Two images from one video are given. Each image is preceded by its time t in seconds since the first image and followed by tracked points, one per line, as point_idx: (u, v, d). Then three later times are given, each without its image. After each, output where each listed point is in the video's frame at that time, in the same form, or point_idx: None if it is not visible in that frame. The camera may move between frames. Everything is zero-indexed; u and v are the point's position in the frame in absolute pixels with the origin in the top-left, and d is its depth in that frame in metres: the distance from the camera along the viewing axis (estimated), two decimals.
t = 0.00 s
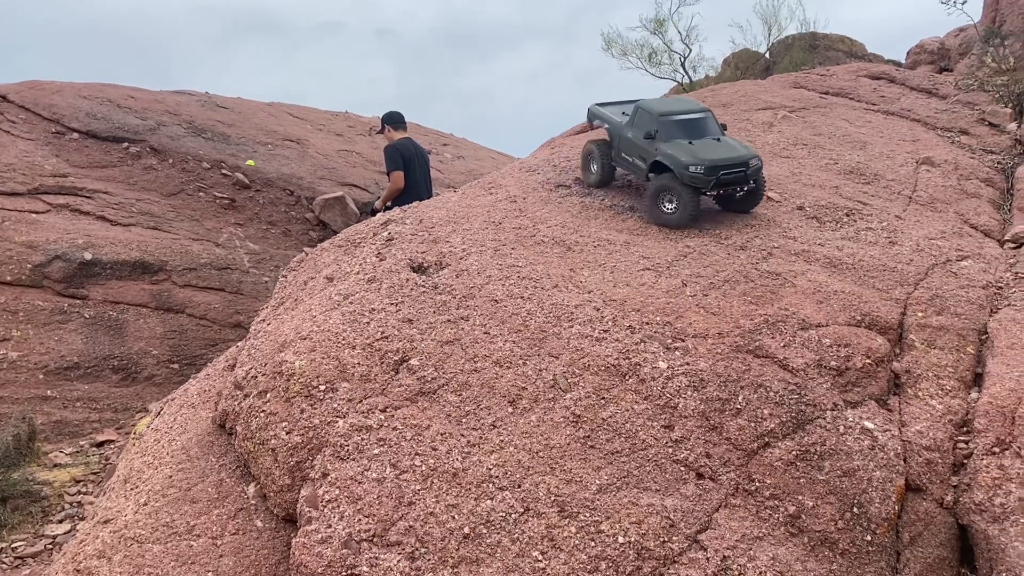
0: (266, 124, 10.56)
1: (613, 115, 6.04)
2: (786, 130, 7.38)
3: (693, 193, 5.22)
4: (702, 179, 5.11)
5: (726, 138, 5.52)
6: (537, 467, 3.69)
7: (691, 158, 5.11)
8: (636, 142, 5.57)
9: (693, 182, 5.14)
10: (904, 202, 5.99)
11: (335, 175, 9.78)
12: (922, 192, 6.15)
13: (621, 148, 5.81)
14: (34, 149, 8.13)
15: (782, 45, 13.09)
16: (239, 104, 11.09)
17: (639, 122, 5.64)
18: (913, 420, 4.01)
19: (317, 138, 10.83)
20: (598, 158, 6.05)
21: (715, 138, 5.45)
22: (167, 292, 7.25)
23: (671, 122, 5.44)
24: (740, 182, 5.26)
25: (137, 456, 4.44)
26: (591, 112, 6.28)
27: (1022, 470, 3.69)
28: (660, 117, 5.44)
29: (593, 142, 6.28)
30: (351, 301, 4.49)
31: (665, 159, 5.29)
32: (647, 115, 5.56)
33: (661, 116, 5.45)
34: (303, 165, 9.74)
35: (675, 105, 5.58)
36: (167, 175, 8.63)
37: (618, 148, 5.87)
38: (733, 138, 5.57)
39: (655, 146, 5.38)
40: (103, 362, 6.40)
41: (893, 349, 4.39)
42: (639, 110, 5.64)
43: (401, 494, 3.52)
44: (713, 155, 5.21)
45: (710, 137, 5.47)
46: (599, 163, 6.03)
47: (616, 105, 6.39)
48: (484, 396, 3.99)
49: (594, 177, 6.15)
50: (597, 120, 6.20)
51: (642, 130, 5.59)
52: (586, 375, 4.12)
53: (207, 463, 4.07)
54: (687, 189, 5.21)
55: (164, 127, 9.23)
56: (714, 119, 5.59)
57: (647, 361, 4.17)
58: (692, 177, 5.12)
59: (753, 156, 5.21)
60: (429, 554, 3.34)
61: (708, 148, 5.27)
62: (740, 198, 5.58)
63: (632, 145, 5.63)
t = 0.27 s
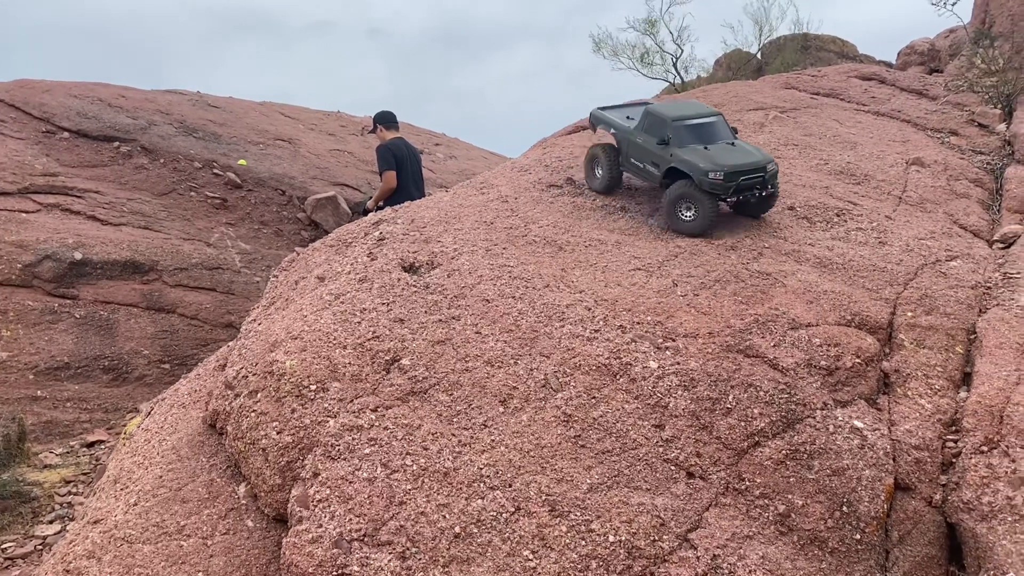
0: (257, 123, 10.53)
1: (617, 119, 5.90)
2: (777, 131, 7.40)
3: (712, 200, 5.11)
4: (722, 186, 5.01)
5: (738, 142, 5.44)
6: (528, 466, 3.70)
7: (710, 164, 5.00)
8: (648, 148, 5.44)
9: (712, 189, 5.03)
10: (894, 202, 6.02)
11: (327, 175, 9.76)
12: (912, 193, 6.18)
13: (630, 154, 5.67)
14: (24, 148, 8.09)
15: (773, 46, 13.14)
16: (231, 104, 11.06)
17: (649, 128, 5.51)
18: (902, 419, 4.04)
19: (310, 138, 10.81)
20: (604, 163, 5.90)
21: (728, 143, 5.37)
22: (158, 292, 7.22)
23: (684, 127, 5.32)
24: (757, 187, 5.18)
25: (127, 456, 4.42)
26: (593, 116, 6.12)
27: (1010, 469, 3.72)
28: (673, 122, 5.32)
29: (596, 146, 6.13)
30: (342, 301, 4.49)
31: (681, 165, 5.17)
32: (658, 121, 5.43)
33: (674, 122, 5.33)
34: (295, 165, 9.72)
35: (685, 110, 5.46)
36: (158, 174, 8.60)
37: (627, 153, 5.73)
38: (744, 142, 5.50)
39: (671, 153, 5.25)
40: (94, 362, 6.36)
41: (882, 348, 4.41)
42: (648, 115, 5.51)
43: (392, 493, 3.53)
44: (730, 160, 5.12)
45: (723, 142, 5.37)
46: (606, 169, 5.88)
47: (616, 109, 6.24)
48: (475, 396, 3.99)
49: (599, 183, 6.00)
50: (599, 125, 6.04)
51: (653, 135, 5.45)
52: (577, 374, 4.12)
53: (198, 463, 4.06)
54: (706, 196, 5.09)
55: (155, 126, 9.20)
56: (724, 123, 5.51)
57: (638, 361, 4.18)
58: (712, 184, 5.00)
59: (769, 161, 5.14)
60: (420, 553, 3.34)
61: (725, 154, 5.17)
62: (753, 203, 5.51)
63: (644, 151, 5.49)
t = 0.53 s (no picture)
0: (247, 123, 10.50)
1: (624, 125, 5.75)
2: (766, 131, 7.42)
3: (735, 208, 4.99)
4: (745, 194, 4.90)
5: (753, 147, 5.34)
6: (517, 467, 3.69)
7: (734, 171, 4.88)
8: (664, 155, 5.30)
9: (736, 196, 4.90)
10: (882, 203, 6.04)
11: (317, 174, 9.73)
12: (899, 194, 6.20)
13: (642, 161, 5.52)
14: (12, 147, 8.03)
15: (764, 47, 13.18)
16: (221, 103, 11.02)
17: (663, 134, 5.37)
18: (890, 419, 4.05)
19: (300, 138, 10.77)
20: (613, 171, 5.75)
21: (745, 149, 5.26)
22: (147, 292, 7.18)
23: (701, 133, 5.20)
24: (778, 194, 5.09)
25: (114, 457, 4.40)
26: (598, 122, 5.95)
27: (996, 468, 3.74)
28: (689, 128, 5.18)
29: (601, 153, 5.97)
30: (331, 301, 4.48)
31: (702, 172, 5.04)
32: (673, 127, 5.29)
33: (690, 128, 5.19)
34: (285, 164, 9.69)
35: (699, 115, 5.33)
36: (147, 173, 8.55)
37: (638, 160, 5.57)
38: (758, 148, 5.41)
39: (690, 160, 5.12)
40: (82, 363, 6.32)
41: (870, 348, 4.43)
42: (662, 121, 5.36)
43: (380, 494, 3.52)
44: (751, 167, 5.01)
45: (740, 148, 5.27)
46: (617, 176, 5.73)
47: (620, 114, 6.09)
48: (464, 397, 3.98)
49: (608, 191, 5.86)
50: (605, 131, 5.88)
51: (668, 141, 5.31)
52: (566, 375, 4.12)
53: (185, 464, 4.04)
54: (729, 204, 4.98)
55: (144, 125, 9.15)
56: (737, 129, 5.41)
57: (627, 361, 4.19)
58: (736, 192, 4.88)
59: (789, 167, 5.05)
60: (409, 554, 3.33)
61: (745, 160, 5.06)
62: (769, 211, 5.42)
63: (658, 158, 5.35)
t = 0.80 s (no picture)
0: (234, 122, 10.45)
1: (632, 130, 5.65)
2: (753, 132, 7.44)
3: (753, 218, 4.94)
4: (765, 204, 4.85)
5: (766, 156, 5.31)
6: (503, 468, 3.69)
7: (754, 181, 4.83)
8: (679, 162, 5.22)
9: (756, 206, 4.85)
10: (868, 204, 6.07)
11: (304, 174, 9.70)
12: (885, 195, 6.23)
13: (652, 167, 5.44)
14: None
15: (752, 48, 13.23)
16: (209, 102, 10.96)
17: (676, 140, 5.29)
18: (875, 420, 4.07)
19: (289, 138, 10.72)
20: (620, 177, 5.65)
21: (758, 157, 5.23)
22: (133, 292, 7.13)
23: (716, 140, 5.14)
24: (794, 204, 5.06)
25: (97, 459, 4.36)
26: (603, 126, 5.84)
27: (980, 469, 3.76)
28: (705, 135, 5.12)
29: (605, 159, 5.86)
30: (317, 302, 4.46)
31: (720, 181, 4.98)
32: (688, 133, 5.22)
33: (706, 135, 5.12)
34: (272, 164, 9.65)
35: (712, 122, 5.27)
36: (133, 173, 8.50)
37: (649, 166, 5.48)
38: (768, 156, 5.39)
39: (706, 167, 5.06)
40: (68, 363, 6.27)
41: (855, 349, 4.44)
42: (675, 127, 5.29)
43: (366, 496, 3.51)
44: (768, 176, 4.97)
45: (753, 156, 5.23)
46: (624, 182, 5.64)
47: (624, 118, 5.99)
48: (451, 398, 3.97)
49: (612, 197, 5.75)
50: (611, 136, 5.77)
51: (682, 148, 5.24)
52: (553, 376, 4.12)
53: (170, 466, 4.01)
54: (747, 213, 4.92)
55: (130, 124, 9.09)
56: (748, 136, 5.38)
57: (613, 362, 4.19)
58: (756, 202, 4.83)
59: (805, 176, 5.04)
60: (394, 556, 3.32)
61: (762, 169, 5.02)
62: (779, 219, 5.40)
63: (671, 165, 5.27)
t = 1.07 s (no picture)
0: (220, 121, 10.41)
1: (641, 137, 5.56)
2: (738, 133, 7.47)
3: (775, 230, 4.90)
4: (788, 216, 4.81)
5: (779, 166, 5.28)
6: (485, 469, 3.68)
7: (778, 193, 4.79)
8: (696, 172, 5.14)
9: (779, 219, 4.80)
10: (851, 205, 6.09)
11: (290, 173, 9.67)
12: (868, 196, 6.26)
13: (665, 176, 5.35)
14: None
15: (738, 49, 13.29)
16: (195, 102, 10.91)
17: (691, 149, 5.21)
18: (856, 420, 4.09)
19: (274, 137, 10.69)
20: (630, 185, 5.57)
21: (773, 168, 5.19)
22: (117, 291, 7.08)
23: (734, 151, 5.08)
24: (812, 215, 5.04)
25: (76, 460, 4.32)
26: (611, 133, 5.73)
27: (959, 468, 3.78)
28: (723, 146, 5.05)
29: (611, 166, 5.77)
30: (299, 302, 4.44)
31: (740, 193, 4.91)
32: (704, 143, 5.15)
33: (724, 145, 5.06)
34: (258, 163, 9.61)
35: (727, 131, 5.21)
36: (117, 172, 8.44)
37: (661, 175, 5.40)
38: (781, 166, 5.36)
39: (726, 178, 4.99)
40: (50, 363, 6.21)
41: (837, 350, 4.46)
42: (690, 136, 5.21)
43: (346, 497, 3.49)
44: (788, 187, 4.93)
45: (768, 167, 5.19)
46: (635, 191, 5.55)
47: (630, 124, 5.89)
48: (433, 398, 3.96)
49: (621, 205, 5.66)
50: (619, 142, 5.67)
51: (699, 158, 5.16)
52: (536, 376, 4.12)
53: (150, 467, 3.99)
54: (769, 226, 4.87)
55: (114, 123, 9.04)
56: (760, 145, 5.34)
57: (596, 362, 4.19)
58: (778, 215, 4.79)
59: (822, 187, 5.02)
60: (375, 557, 3.31)
61: (781, 181, 4.98)
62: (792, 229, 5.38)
63: (687, 175, 5.19)
